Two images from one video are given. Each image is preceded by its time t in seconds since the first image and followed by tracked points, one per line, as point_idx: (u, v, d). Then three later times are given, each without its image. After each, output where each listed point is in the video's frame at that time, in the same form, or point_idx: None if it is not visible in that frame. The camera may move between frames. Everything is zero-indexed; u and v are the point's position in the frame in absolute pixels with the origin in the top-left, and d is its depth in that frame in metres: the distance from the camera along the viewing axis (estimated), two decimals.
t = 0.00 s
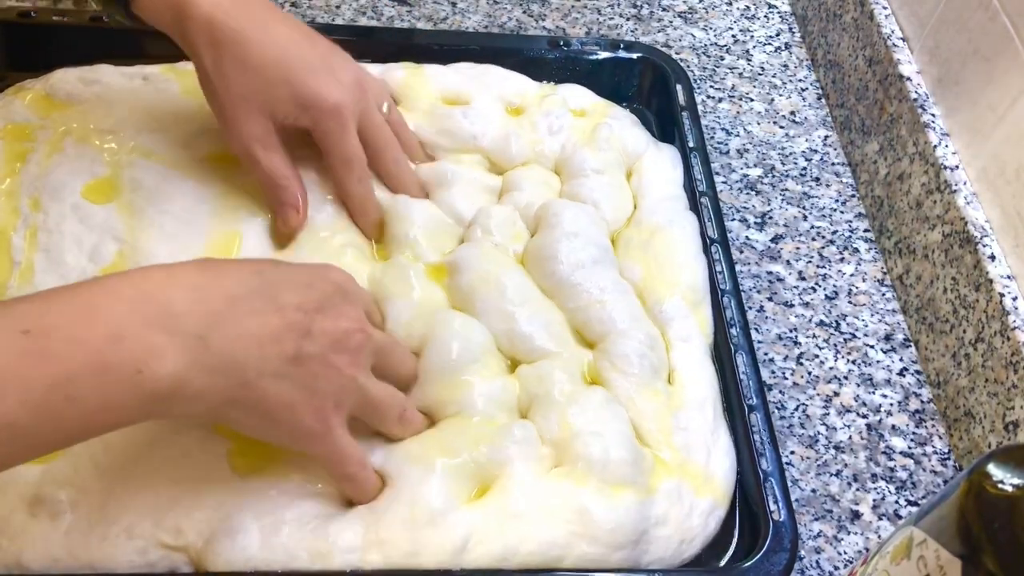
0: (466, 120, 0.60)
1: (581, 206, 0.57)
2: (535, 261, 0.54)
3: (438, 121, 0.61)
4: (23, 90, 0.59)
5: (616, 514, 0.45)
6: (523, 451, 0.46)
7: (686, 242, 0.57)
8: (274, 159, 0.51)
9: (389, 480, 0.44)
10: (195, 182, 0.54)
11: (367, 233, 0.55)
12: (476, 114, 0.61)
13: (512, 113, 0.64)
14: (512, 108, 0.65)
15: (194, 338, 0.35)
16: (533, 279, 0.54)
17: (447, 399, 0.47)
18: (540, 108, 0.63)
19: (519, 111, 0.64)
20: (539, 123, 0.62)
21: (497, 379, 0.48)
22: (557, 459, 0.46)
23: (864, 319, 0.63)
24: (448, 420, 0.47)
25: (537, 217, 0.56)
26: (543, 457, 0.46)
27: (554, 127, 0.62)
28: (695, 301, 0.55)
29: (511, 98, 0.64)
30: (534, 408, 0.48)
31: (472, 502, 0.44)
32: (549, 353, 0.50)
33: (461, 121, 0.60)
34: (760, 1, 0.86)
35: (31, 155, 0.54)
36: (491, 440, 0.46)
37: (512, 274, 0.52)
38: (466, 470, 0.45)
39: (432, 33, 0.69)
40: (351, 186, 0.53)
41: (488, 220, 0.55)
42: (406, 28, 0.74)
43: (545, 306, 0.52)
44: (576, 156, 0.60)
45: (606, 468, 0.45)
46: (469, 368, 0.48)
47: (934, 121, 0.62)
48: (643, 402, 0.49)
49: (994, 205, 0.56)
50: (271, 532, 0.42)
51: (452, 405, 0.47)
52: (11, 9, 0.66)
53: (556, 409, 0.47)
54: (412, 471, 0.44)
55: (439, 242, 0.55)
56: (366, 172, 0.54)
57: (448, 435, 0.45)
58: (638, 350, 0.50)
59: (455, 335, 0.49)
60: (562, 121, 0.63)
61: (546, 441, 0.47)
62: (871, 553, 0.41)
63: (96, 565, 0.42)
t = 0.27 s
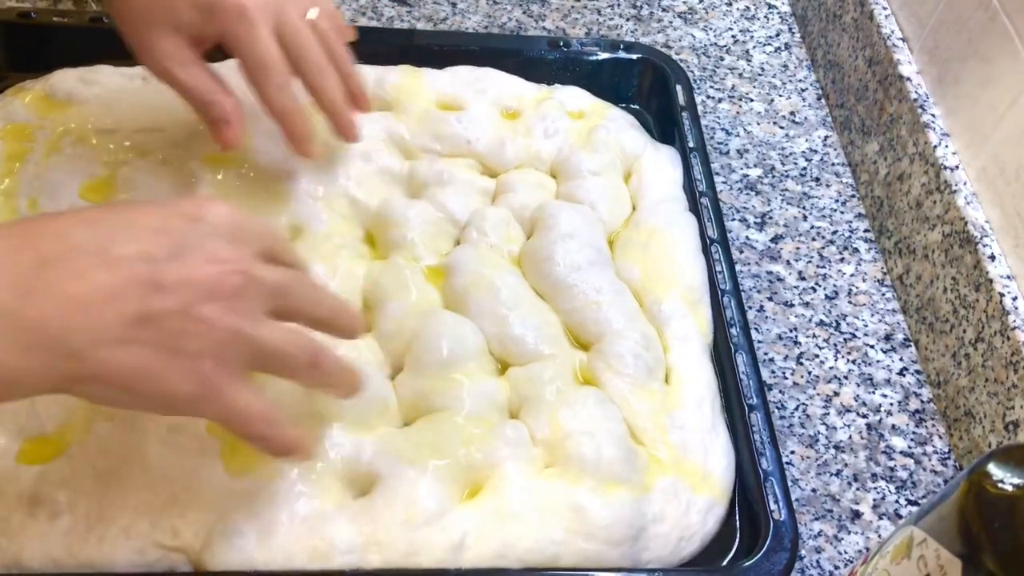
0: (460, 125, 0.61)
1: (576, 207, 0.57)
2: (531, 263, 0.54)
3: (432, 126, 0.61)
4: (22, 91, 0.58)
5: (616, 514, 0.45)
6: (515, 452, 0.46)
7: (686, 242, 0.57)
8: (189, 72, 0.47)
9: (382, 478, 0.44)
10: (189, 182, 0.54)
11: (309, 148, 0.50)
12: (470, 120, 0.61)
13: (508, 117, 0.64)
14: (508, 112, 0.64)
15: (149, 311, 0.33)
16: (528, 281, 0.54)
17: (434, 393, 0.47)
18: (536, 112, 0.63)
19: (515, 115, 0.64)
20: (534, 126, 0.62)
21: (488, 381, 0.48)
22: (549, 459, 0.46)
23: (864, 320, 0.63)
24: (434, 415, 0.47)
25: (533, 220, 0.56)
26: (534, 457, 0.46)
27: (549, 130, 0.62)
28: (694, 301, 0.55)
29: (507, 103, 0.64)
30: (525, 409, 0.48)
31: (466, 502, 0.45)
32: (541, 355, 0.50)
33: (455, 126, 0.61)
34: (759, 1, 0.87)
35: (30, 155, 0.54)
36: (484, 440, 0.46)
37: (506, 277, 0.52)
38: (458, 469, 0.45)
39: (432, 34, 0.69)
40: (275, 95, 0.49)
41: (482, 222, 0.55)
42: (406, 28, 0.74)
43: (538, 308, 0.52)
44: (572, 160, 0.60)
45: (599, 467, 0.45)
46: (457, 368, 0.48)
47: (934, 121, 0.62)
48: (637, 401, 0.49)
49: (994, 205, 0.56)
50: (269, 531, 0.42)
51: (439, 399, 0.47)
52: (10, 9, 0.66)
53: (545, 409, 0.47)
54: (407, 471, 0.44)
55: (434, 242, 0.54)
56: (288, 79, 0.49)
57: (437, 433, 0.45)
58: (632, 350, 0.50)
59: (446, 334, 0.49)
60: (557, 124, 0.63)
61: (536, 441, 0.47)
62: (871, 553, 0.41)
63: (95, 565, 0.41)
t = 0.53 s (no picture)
0: (461, 125, 0.61)
1: (575, 207, 0.57)
2: (531, 263, 0.54)
3: (432, 127, 0.60)
4: (23, 91, 0.59)
5: (616, 514, 0.45)
6: (516, 452, 0.45)
7: (685, 243, 0.57)
8: (144, 154, 0.50)
9: (378, 477, 0.44)
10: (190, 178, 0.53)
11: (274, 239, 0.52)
12: (472, 120, 0.61)
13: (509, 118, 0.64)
14: (508, 113, 0.65)
15: (143, 361, 0.40)
16: (529, 281, 0.53)
17: (435, 392, 0.46)
18: (537, 112, 0.63)
19: (515, 115, 0.64)
20: (535, 126, 0.62)
21: (488, 381, 0.48)
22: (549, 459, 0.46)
23: (864, 320, 0.63)
24: (435, 414, 0.46)
25: (533, 220, 0.56)
26: (534, 457, 0.46)
27: (549, 131, 0.62)
28: (694, 301, 0.55)
29: (508, 103, 0.64)
30: (526, 409, 0.48)
31: (467, 503, 0.44)
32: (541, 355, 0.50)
33: (457, 126, 0.61)
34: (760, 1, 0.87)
35: (30, 155, 0.54)
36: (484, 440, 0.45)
37: (507, 277, 0.52)
38: (459, 469, 0.44)
39: (432, 34, 0.69)
40: (229, 184, 0.51)
41: (484, 221, 0.55)
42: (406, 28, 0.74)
43: (539, 307, 0.52)
44: (572, 160, 0.60)
45: (598, 467, 0.45)
46: (460, 366, 0.48)
47: (934, 121, 0.62)
48: (638, 400, 0.49)
49: (994, 205, 0.56)
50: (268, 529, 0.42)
51: (440, 399, 0.46)
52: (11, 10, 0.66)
53: (545, 409, 0.47)
54: (406, 471, 0.44)
55: (435, 242, 0.54)
56: (244, 169, 0.52)
57: (435, 432, 0.45)
58: (633, 350, 0.50)
59: (448, 332, 0.48)
60: (558, 124, 0.63)
61: (537, 440, 0.47)
62: (872, 553, 0.41)
63: (95, 564, 0.42)
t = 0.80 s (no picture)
0: (466, 122, 0.61)
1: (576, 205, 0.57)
2: (536, 263, 0.54)
3: (433, 127, 0.60)
4: (23, 91, 0.59)
5: (616, 513, 0.45)
6: (520, 453, 0.45)
7: (685, 243, 0.57)
8: (171, 179, 0.50)
9: (383, 474, 0.44)
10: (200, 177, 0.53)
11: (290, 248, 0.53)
12: (476, 117, 0.61)
13: (513, 117, 0.64)
14: (511, 111, 0.65)
15: (191, 372, 0.41)
16: (535, 280, 0.54)
17: (442, 390, 0.46)
18: (539, 112, 0.63)
19: (518, 114, 0.64)
20: (538, 126, 0.62)
21: (495, 380, 0.48)
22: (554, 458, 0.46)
23: (865, 320, 0.63)
24: (441, 413, 0.46)
25: (536, 218, 0.56)
26: (539, 458, 0.46)
27: (551, 131, 0.62)
28: (694, 301, 0.55)
29: (511, 101, 0.64)
30: (530, 409, 0.48)
31: (471, 505, 0.44)
32: (546, 355, 0.50)
33: (461, 124, 0.60)
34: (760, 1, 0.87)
35: (30, 155, 0.54)
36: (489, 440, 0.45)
37: (513, 275, 0.52)
38: (464, 469, 0.44)
39: (432, 34, 0.69)
40: (254, 207, 0.52)
41: (488, 219, 0.55)
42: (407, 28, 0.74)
43: (543, 307, 0.52)
44: (574, 160, 0.60)
45: (601, 467, 0.45)
46: (466, 365, 0.47)
47: (934, 121, 0.62)
48: (639, 400, 0.49)
49: (994, 205, 0.56)
50: (270, 526, 0.42)
51: (447, 398, 0.46)
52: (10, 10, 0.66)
53: (549, 409, 0.47)
54: (411, 470, 0.43)
55: (442, 238, 0.54)
56: (270, 192, 0.52)
57: (440, 431, 0.45)
58: (634, 350, 0.50)
59: (458, 328, 0.48)
60: (559, 123, 0.63)
61: (540, 441, 0.47)
62: (872, 553, 0.41)
63: (97, 563, 0.41)
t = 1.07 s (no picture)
0: (471, 121, 0.61)
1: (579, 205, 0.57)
2: (541, 260, 0.54)
3: (435, 128, 0.61)
4: (23, 91, 0.59)
5: (618, 514, 0.45)
6: (524, 455, 0.45)
7: (685, 242, 0.57)
8: (195, 193, 0.52)
9: (387, 473, 0.44)
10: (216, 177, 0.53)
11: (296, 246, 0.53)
12: (481, 115, 0.61)
13: (516, 115, 0.64)
14: (514, 109, 0.65)
15: (220, 375, 0.42)
16: (539, 278, 0.53)
17: (451, 389, 0.46)
18: (541, 110, 0.63)
19: (521, 112, 0.64)
20: (540, 123, 0.62)
21: (503, 379, 0.48)
22: (557, 458, 0.46)
23: (865, 320, 0.63)
24: (447, 412, 0.46)
25: (540, 215, 0.56)
26: (542, 460, 0.46)
27: (554, 130, 0.62)
28: (694, 301, 0.55)
29: (513, 99, 0.64)
30: (534, 409, 0.48)
31: (474, 506, 0.44)
32: (552, 353, 0.50)
33: (467, 122, 0.60)
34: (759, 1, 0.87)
35: (34, 157, 0.54)
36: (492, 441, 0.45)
37: (519, 273, 0.52)
38: (469, 471, 0.44)
39: (432, 34, 0.69)
40: (274, 216, 0.53)
41: (494, 217, 0.55)
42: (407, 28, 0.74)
43: (549, 305, 0.52)
44: (576, 159, 0.60)
45: (604, 468, 0.45)
46: (475, 362, 0.47)
47: (934, 121, 0.62)
48: (639, 400, 0.49)
49: (994, 205, 0.56)
50: (273, 527, 0.42)
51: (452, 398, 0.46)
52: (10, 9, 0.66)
53: (552, 410, 0.47)
54: (416, 471, 0.43)
55: (448, 233, 0.54)
56: (290, 202, 0.53)
57: (447, 431, 0.45)
58: (635, 349, 0.50)
59: (467, 326, 0.48)
60: (561, 121, 0.63)
61: (544, 442, 0.47)
62: (872, 553, 0.41)
63: (99, 564, 0.41)
